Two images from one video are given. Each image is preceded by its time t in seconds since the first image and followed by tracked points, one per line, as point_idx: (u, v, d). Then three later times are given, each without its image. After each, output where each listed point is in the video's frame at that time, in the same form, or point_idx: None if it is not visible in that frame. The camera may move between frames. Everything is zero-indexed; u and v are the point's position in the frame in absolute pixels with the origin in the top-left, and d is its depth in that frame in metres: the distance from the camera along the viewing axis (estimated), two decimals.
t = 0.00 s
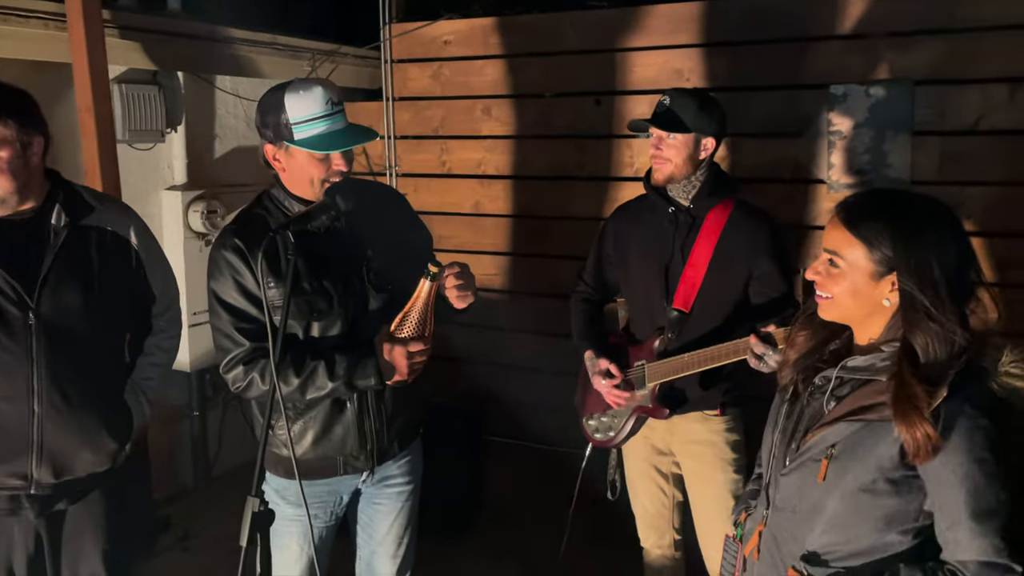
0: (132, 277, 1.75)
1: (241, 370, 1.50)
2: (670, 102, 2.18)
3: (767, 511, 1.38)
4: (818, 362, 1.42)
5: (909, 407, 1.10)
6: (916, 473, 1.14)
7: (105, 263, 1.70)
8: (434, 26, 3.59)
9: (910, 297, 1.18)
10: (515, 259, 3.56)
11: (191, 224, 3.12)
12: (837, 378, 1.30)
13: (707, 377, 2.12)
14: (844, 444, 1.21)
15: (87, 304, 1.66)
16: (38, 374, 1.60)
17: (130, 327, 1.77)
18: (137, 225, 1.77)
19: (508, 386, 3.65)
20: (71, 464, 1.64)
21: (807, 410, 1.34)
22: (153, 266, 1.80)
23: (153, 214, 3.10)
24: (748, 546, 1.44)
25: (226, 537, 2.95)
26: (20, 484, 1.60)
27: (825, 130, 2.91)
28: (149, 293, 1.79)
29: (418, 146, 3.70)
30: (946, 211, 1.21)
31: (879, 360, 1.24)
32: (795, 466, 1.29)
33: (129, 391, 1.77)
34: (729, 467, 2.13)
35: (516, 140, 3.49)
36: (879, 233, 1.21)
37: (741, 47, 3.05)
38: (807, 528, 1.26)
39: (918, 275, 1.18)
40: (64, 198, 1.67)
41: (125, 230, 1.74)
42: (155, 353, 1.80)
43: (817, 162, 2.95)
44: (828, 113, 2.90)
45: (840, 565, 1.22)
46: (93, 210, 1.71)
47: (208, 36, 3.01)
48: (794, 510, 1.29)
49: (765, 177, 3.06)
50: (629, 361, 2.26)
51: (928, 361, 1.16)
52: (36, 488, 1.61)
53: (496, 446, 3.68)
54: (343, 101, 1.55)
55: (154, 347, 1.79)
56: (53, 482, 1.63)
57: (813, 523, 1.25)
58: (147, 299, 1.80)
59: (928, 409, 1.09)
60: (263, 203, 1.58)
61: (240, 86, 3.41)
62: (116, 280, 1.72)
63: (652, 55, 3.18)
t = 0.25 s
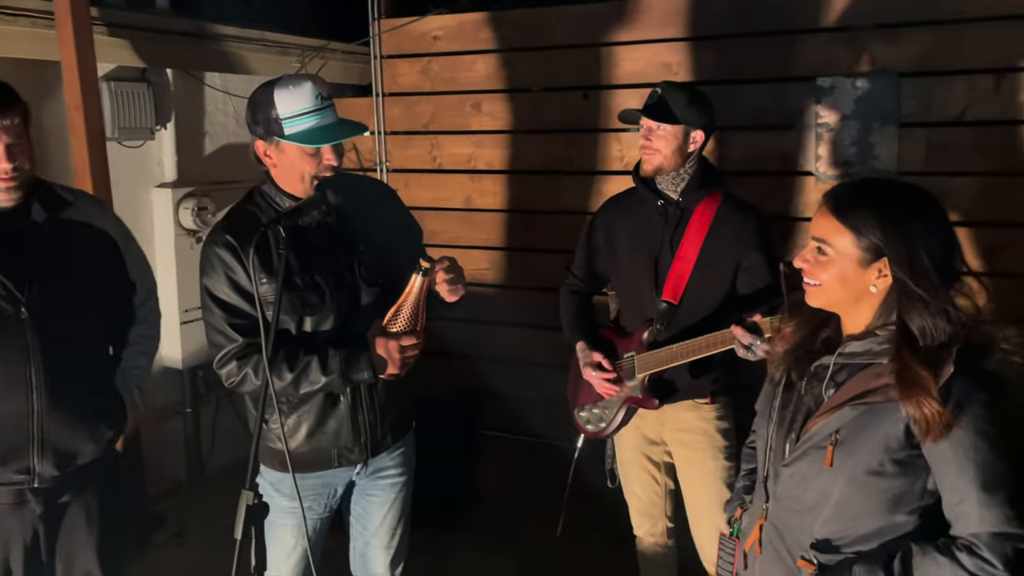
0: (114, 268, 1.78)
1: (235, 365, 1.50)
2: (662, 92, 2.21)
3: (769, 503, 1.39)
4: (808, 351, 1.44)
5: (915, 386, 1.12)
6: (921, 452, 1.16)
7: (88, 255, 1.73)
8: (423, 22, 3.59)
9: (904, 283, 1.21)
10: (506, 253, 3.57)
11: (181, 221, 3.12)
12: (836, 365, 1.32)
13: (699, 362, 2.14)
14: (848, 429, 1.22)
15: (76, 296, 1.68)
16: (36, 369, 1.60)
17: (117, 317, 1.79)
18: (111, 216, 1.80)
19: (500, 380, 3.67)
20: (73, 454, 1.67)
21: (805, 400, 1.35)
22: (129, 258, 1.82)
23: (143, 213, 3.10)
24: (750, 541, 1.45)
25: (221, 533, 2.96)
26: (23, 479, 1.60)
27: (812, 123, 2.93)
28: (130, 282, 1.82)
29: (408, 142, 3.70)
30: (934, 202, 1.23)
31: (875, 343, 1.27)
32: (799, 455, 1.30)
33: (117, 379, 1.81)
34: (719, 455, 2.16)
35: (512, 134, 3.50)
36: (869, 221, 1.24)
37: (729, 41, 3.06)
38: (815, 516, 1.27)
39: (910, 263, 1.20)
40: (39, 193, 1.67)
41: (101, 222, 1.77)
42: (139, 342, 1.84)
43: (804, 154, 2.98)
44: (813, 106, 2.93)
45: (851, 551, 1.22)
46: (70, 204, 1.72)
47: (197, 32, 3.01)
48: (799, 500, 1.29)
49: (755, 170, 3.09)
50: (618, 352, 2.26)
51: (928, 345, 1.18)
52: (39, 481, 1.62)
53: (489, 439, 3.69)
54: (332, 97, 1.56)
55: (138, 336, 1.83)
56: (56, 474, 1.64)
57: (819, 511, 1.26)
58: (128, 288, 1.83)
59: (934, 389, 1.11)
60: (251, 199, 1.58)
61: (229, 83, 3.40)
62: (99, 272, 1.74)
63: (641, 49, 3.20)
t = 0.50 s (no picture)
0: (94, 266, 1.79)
1: (232, 361, 1.52)
2: (662, 86, 2.20)
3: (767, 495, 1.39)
4: (799, 341, 1.44)
5: (913, 373, 1.14)
6: (921, 437, 1.18)
7: (66, 254, 1.73)
8: (418, 19, 3.60)
9: (899, 272, 1.24)
10: (503, 249, 3.58)
11: (178, 219, 3.11)
12: (833, 355, 1.33)
13: (695, 358, 2.17)
14: (849, 418, 1.23)
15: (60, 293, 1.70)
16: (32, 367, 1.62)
17: (98, 314, 1.80)
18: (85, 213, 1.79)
19: (498, 375, 3.67)
20: (67, 452, 1.70)
21: (801, 392, 1.36)
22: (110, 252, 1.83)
23: (140, 210, 3.10)
24: (748, 533, 1.46)
25: (220, 529, 2.98)
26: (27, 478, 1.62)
27: (804, 116, 2.95)
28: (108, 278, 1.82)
29: (404, 139, 3.71)
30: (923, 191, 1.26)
31: (869, 333, 1.28)
32: (800, 446, 1.30)
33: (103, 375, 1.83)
34: (716, 450, 2.18)
35: (518, 131, 3.48)
36: (857, 213, 1.26)
37: (723, 35, 3.07)
38: (817, 506, 1.27)
39: (905, 251, 1.23)
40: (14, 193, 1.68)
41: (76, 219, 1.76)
42: (121, 337, 1.85)
43: (795, 147, 3.00)
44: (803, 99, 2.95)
45: (856, 537, 1.24)
46: (45, 203, 1.72)
47: (192, 31, 3.01)
48: (801, 491, 1.30)
49: (752, 163, 3.09)
50: (617, 343, 2.28)
51: (930, 333, 1.20)
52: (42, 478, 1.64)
53: (488, 435, 3.71)
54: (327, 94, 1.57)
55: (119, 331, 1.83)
56: (57, 471, 1.66)
57: (820, 501, 1.27)
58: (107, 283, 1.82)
59: (935, 376, 1.13)
60: (248, 195, 1.59)
61: (225, 82, 3.41)
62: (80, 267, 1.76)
63: (635, 44, 3.21)
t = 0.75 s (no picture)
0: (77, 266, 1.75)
1: (234, 360, 1.54)
2: (669, 88, 2.21)
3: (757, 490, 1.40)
4: (790, 342, 1.47)
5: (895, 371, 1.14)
6: (904, 435, 1.19)
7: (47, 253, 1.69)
8: (424, 21, 3.63)
9: (886, 266, 1.25)
10: (510, 250, 3.60)
11: (188, 221, 3.15)
12: (820, 351, 1.34)
13: (706, 357, 2.17)
14: (834, 415, 1.24)
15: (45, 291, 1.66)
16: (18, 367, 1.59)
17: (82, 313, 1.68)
18: (63, 212, 1.75)
19: (504, 376, 3.68)
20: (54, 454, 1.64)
21: (790, 387, 1.37)
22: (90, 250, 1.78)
23: (151, 213, 3.13)
24: (740, 527, 1.47)
25: (229, 529, 3.02)
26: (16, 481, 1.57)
27: (810, 115, 2.96)
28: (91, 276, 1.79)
29: (411, 141, 3.74)
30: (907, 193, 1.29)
31: (857, 332, 1.29)
32: (787, 442, 1.31)
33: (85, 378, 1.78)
34: (727, 449, 2.17)
35: (520, 131, 3.51)
36: (845, 211, 1.28)
37: (727, 35, 3.07)
38: (803, 501, 1.28)
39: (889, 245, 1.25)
40: None
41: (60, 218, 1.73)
42: (104, 337, 1.81)
43: (801, 146, 3.00)
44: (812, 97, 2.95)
45: (840, 533, 1.24)
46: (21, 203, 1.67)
47: (200, 35, 3.05)
48: (787, 486, 1.31)
49: (759, 162, 3.09)
50: (628, 342, 2.29)
51: (913, 329, 1.21)
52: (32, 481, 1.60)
53: (495, 435, 3.73)
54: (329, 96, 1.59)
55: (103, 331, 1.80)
56: (46, 473, 1.62)
57: (806, 497, 1.28)
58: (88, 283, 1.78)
59: (916, 373, 1.13)
60: (252, 197, 1.61)
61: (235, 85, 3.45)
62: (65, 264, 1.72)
63: (640, 45, 3.22)
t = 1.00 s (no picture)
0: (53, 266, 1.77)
1: (238, 360, 1.57)
2: (690, 89, 2.20)
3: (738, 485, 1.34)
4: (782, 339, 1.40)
5: (858, 377, 1.05)
6: (873, 440, 1.08)
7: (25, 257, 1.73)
8: (442, 24, 3.65)
9: (865, 275, 1.11)
10: (528, 252, 3.61)
11: (209, 223, 3.20)
12: (797, 352, 1.27)
13: (725, 361, 2.13)
14: (804, 414, 1.16)
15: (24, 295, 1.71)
16: None
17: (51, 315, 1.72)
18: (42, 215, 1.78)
19: (523, 377, 3.69)
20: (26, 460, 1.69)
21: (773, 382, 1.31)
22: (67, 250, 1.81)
23: (174, 215, 3.18)
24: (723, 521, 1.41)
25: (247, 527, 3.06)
26: None
27: (829, 116, 2.92)
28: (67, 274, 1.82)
29: (429, 143, 3.76)
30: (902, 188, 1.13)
31: (835, 334, 1.20)
32: (762, 438, 1.24)
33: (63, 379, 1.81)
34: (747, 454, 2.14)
35: (522, 134, 3.55)
36: (829, 214, 1.14)
37: (745, 35, 3.05)
38: (774, 498, 1.21)
39: (869, 254, 1.11)
40: None
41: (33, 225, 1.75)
42: (82, 336, 1.83)
43: (822, 147, 2.97)
44: (834, 96, 2.89)
45: (807, 533, 1.17)
46: None
47: (221, 41, 3.09)
48: (760, 483, 1.24)
49: (779, 164, 3.06)
50: (648, 344, 2.29)
51: (884, 338, 1.09)
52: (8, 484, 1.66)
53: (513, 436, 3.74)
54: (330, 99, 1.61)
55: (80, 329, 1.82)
56: (23, 475, 1.68)
57: (778, 495, 1.21)
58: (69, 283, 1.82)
59: (877, 381, 1.04)
60: (253, 200, 1.64)
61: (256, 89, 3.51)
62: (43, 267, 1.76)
63: (657, 46, 3.21)
